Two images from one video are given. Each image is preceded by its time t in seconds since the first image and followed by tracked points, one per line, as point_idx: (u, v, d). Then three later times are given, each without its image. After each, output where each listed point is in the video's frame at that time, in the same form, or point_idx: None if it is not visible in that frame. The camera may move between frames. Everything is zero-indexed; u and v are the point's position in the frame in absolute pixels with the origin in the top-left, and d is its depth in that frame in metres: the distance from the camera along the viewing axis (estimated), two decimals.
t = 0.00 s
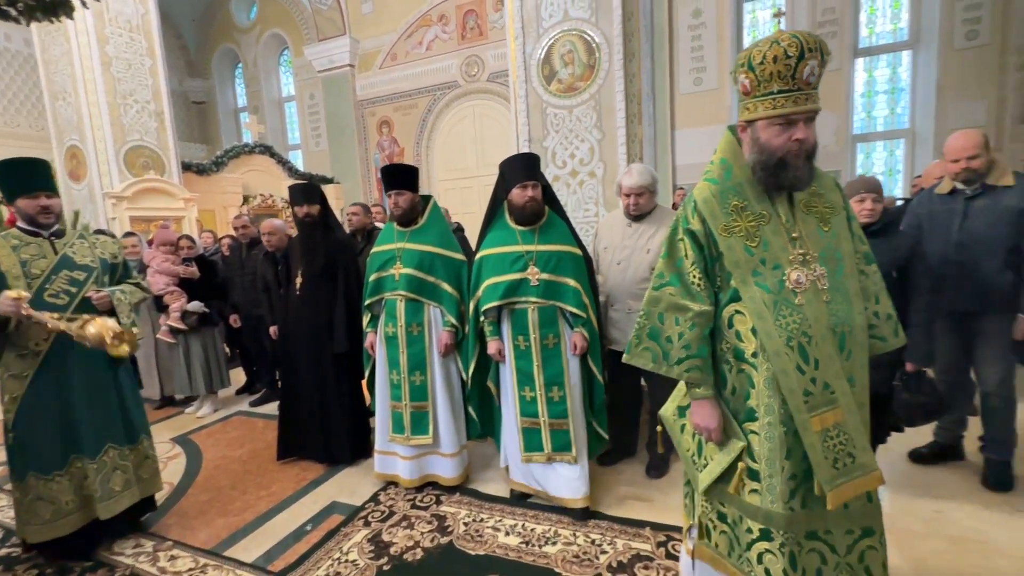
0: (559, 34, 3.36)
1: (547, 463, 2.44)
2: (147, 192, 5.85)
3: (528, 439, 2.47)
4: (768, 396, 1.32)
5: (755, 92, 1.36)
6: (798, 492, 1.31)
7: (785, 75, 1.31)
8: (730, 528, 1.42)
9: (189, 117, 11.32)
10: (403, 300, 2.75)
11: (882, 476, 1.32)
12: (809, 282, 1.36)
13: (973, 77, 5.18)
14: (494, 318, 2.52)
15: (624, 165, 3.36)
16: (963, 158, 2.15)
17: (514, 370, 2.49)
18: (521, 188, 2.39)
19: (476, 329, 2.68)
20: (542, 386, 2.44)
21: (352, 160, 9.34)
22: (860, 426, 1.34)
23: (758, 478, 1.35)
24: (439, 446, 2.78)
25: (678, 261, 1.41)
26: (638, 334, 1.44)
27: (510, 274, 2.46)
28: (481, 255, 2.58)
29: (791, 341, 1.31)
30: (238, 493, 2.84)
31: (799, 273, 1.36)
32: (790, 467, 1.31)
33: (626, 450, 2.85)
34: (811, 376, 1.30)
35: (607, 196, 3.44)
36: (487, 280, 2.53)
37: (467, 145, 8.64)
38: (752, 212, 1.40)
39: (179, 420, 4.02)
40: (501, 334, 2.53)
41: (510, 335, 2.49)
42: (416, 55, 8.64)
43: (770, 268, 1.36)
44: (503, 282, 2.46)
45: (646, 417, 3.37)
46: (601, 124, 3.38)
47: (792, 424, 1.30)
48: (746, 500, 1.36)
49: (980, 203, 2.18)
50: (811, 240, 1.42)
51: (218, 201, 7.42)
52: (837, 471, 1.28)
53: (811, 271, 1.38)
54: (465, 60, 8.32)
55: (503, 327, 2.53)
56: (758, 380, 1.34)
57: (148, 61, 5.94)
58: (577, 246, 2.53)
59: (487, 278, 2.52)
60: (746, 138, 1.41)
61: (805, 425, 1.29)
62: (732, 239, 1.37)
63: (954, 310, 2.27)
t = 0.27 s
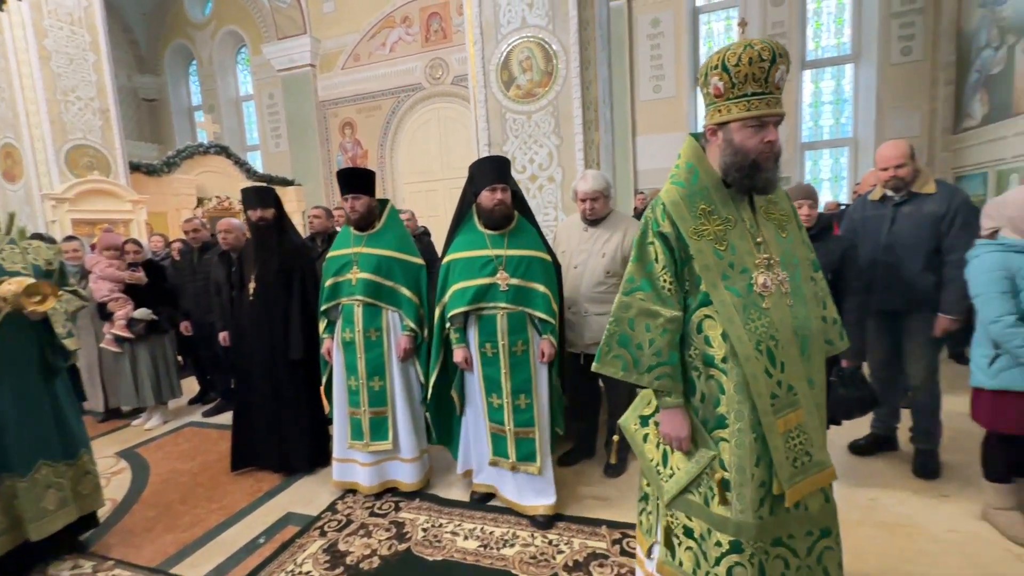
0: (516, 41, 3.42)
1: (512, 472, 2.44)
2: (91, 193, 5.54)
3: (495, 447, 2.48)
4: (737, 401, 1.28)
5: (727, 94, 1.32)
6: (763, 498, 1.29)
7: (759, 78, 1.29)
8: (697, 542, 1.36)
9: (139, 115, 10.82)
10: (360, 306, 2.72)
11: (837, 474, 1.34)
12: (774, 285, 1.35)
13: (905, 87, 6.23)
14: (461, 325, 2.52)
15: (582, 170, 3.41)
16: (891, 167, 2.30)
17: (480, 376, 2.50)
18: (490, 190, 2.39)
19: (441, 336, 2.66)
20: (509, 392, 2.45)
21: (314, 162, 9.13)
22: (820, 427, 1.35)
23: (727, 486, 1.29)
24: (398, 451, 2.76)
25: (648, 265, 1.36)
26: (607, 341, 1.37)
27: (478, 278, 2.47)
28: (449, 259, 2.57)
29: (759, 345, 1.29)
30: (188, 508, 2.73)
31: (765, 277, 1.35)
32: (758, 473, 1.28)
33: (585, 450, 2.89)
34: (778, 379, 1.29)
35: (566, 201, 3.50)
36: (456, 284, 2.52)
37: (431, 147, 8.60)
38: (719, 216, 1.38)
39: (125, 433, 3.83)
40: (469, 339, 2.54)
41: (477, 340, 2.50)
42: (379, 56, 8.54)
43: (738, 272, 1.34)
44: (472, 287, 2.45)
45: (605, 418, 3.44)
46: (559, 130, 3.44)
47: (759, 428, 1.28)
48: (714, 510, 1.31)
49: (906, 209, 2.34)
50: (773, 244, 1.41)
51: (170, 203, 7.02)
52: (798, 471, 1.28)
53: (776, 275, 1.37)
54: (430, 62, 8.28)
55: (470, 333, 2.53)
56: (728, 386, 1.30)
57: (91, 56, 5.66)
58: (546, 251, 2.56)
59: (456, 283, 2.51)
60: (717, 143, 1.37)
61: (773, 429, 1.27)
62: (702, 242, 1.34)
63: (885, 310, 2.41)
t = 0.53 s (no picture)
0: (479, 46, 3.45)
1: (487, 486, 2.36)
2: (34, 195, 5.25)
3: (468, 458, 2.38)
4: (726, 400, 1.24)
5: (712, 93, 1.30)
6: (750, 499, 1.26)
7: (742, 77, 1.28)
8: (687, 554, 1.29)
9: (89, 113, 10.33)
10: (321, 310, 2.67)
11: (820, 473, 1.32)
12: (759, 283, 1.33)
13: (854, 99, 6.52)
14: (436, 330, 2.43)
15: (545, 174, 3.45)
16: (835, 173, 2.41)
17: (455, 384, 2.40)
18: (471, 190, 2.35)
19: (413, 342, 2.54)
20: (486, 398, 2.38)
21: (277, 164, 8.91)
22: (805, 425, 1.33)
23: (715, 491, 1.23)
24: (363, 457, 2.73)
25: (634, 262, 1.31)
26: (592, 341, 1.31)
27: (456, 280, 2.40)
28: (424, 261, 2.49)
29: (748, 341, 1.26)
30: (138, 524, 2.62)
31: (750, 273, 1.33)
32: (747, 474, 1.24)
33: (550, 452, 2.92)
34: (765, 376, 1.27)
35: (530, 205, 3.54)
36: (433, 286, 2.43)
37: (399, 150, 8.52)
38: (703, 213, 1.35)
39: (71, 447, 3.64)
40: (444, 344, 2.45)
41: (453, 346, 2.40)
42: (345, 57, 8.42)
43: (724, 269, 1.31)
44: (449, 290, 2.38)
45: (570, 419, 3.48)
46: (522, 134, 3.48)
47: (747, 428, 1.25)
48: (701, 516, 1.25)
49: (849, 214, 2.46)
50: (755, 242, 1.40)
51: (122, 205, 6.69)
52: (783, 470, 1.26)
53: (759, 273, 1.35)
54: (397, 64, 8.22)
55: (445, 338, 2.44)
56: (716, 385, 1.26)
57: (34, 51, 5.38)
58: (523, 254, 2.54)
59: (433, 285, 2.43)
60: (700, 141, 1.35)
61: (760, 427, 1.24)
62: (688, 239, 1.31)
63: (830, 310, 2.54)
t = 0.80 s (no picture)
0: (447, 49, 3.46)
1: (465, 497, 2.24)
2: None
3: (446, 469, 2.21)
4: (724, 397, 1.22)
5: (695, 97, 1.31)
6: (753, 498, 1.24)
7: (723, 83, 1.30)
8: (694, 558, 1.25)
9: (39, 110, 9.84)
10: (286, 315, 2.61)
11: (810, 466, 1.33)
12: (743, 282, 1.34)
13: (812, 108, 6.83)
14: (411, 335, 2.25)
15: (514, 178, 3.48)
16: (790, 178, 2.51)
17: (433, 392, 2.23)
18: (452, 191, 2.20)
19: (385, 348, 2.32)
20: (465, 405, 2.26)
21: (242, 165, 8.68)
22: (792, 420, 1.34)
23: (721, 491, 1.20)
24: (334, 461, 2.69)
25: (629, 260, 1.27)
26: (592, 340, 1.25)
27: (437, 282, 2.24)
28: (400, 263, 2.29)
29: (735, 339, 1.27)
30: (89, 540, 2.50)
31: (734, 273, 1.34)
32: (747, 471, 1.22)
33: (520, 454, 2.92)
34: (753, 372, 1.27)
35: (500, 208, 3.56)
36: (411, 290, 2.25)
37: (370, 151, 8.42)
38: (688, 215, 1.35)
39: (16, 461, 3.45)
40: (420, 350, 2.27)
41: (430, 352, 2.23)
42: (313, 58, 8.28)
43: (711, 268, 1.31)
44: (428, 294, 2.21)
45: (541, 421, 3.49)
46: (491, 138, 3.51)
47: (743, 424, 1.24)
48: (708, 517, 1.22)
49: (803, 218, 2.57)
50: (736, 243, 1.42)
51: (75, 208, 6.44)
52: (778, 464, 1.26)
53: (743, 272, 1.37)
54: (367, 66, 8.13)
55: (421, 343, 2.27)
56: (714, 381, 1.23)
57: None
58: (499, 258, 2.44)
59: (411, 288, 2.25)
60: (685, 144, 1.36)
61: (755, 422, 1.24)
62: (678, 238, 1.30)
63: (787, 311, 2.64)
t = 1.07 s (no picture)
0: (418, 53, 3.46)
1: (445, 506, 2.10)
2: None
3: (427, 481, 2.05)
4: (703, 396, 1.19)
5: (672, 104, 1.25)
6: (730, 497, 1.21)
7: (699, 91, 1.26)
8: (676, 558, 1.22)
9: None
10: (256, 320, 2.56)
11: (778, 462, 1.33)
12: (716, 283, 1.31)
13: (776, 116, 7.06)
14: (387, 342, 2.06)
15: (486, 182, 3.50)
16: (752, 184, 2.61)
17: (413, 402, 2.05)
18: (430, 194, 2.05)
19: (360, 357, 2.11)
20: (444, 413, 2.10)
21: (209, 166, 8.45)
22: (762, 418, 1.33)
23: (701, 491, 1.17)
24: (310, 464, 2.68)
25: (608, 259, 1.20)
26: (572, 341, 1.18)
27: (416, 288, 2.08)
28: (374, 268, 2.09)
29: (710, 339, 1.23)
30: (41, 557, 2.39)
31: (708, 274, 1.31)
32: (724, 469, 1.20)
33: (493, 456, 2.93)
34: (726, 371, 1.25)
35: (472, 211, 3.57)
36: (388, 297, 2.06)
37: (342, 153, 8.31)
38: (664, 216, 1.30)
39: None
40: (398, 358, 2.08)
41: (409, 360, 2.06)
42: (283, 58, 8.13)
43: (688, 269, 1.27)
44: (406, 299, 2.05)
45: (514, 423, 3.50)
46: (463, 142, 3.52)
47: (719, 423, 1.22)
48: (687, 517, 1.19)
49: (765, 223, 2.67)
50: (708, 245, 1.39)
51: (31, 208, 6.10)
52: (749, 462, 1.24)
53: (715, 274, 1.34)
54: (339, 67, 8.03)
55: (398, 351, 2.08)
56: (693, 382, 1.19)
57: None
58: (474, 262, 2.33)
59: (387, 296, 2.07)
60: (663, 149, 1.29)
61: (729, 420, 1.21)
62: (656, 239, 1.25)
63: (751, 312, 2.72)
